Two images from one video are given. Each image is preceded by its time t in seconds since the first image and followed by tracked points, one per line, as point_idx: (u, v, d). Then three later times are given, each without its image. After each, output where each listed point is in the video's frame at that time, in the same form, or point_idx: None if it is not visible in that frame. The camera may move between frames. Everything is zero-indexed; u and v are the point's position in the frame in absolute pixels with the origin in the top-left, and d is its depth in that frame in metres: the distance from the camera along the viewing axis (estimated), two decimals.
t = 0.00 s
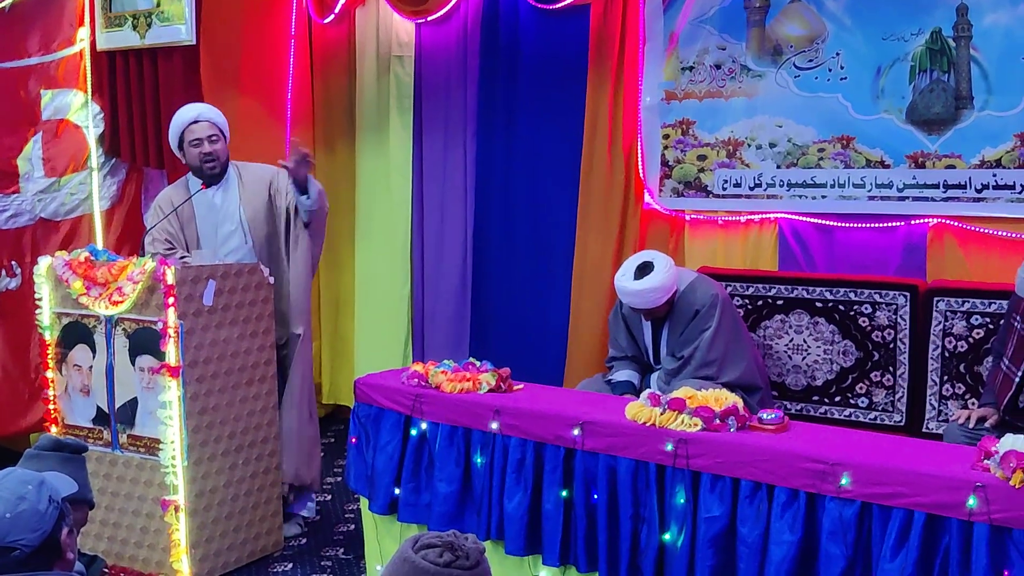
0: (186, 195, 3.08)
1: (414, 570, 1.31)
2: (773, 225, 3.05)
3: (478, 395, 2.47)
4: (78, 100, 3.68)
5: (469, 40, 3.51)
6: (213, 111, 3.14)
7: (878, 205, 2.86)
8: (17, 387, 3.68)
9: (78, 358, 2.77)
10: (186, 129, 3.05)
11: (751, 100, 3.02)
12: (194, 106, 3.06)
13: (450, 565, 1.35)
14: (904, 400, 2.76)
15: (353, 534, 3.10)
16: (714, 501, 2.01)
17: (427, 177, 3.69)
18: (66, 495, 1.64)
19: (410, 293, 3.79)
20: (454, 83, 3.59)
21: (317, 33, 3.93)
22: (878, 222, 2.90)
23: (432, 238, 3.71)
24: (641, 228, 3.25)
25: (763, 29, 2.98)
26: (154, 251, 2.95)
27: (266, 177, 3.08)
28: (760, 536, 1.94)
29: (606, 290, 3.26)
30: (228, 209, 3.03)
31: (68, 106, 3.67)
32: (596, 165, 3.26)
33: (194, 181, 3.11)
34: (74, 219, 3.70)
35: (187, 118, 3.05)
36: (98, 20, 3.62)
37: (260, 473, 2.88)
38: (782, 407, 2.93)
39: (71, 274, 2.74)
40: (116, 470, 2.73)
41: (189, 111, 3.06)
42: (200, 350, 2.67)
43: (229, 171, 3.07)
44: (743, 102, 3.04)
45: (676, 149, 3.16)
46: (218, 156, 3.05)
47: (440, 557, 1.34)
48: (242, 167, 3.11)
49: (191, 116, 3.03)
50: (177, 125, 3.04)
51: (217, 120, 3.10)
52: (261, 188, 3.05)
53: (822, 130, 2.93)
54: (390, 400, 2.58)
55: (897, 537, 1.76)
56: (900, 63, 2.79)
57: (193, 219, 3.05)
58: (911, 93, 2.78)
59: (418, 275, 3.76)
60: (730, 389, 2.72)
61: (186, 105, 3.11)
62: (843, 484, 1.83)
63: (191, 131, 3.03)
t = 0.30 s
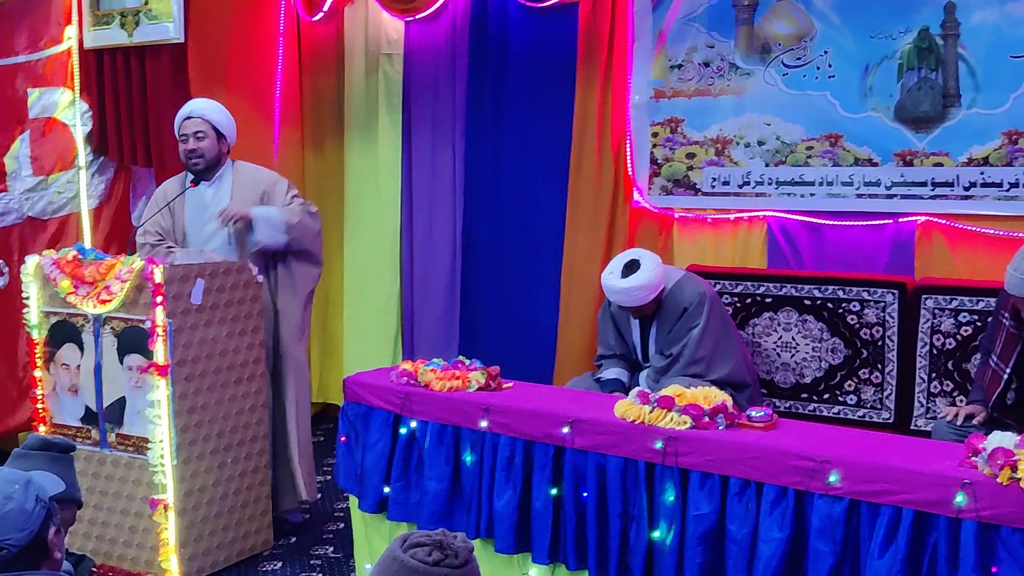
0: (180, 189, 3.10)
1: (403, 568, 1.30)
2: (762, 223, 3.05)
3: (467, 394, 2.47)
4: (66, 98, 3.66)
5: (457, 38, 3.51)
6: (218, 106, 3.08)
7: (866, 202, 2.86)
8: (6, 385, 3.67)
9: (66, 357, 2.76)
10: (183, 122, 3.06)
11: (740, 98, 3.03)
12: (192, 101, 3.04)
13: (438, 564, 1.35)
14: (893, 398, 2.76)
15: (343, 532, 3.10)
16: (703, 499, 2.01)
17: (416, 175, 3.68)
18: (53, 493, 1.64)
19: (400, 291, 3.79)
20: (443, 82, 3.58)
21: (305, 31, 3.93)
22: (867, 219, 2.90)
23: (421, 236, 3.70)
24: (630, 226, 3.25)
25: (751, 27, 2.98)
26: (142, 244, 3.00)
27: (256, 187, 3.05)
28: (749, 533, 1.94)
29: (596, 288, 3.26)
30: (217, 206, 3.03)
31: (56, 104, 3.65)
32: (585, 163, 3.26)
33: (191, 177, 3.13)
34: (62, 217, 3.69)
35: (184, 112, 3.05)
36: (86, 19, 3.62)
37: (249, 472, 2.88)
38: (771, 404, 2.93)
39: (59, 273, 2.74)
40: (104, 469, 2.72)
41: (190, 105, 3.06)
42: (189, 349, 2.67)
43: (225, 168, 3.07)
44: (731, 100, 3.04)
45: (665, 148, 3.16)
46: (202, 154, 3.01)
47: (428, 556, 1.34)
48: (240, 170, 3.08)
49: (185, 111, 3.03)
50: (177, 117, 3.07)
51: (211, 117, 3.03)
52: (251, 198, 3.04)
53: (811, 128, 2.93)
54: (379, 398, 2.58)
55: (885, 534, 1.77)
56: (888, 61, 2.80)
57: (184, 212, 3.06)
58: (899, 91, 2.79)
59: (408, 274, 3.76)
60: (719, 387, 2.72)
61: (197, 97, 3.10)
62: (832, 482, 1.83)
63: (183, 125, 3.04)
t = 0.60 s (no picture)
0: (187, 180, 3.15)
1: (395, 566, 1.29)
2: (754, 221, 3.06)
3: (460, 392, 2.47)
4: (58, 97, 3.67)
5: (450, 36, 3.51)
6: (227, 104, 3.09)
7: (857, 200, 2.87)
8: None
9: (58, 356, 2.76)
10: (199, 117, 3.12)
11: (732, 96, 3.03)
12: (201, 97, 3.08)
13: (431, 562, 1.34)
14: (884, 395, 2.77)
15: (336, 531, 3.11)
16: (694, 496, 2.02)
17: (409, 174, 3.68)
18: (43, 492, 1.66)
19: (393, 289, 3.79)
20: (436, 81, 3.58)
21: (297, 30, 3.93)
22: (858, 217, 2.92)
23: (414, 234, 3.70)
24: (622, 225, 3.25)
25: (742, 26, 2.99)
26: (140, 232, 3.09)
27: (241, 196, 3.02)
28: (740, 530, 1.95)
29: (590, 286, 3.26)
30: (211, 201, 3.04)
31: (48, 103, 3.64)
32: (577, 161, 3.27)
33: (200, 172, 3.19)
34: (55, 215, 3.69)
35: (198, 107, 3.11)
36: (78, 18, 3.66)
37: (242, 471, 2.88)
38: (763, 402, 2.94)
39: (51, 272, 2.73)
40: (97, 468, 2.72)
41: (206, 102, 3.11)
42: (181, 348, 2.67)
43: (226, 168, 3.08)
44: (723, 99, 3.05)
45: (657, 146, 3.17)
46: (199, 150, 3.04)
47: (421, 554, 1.33)
48: (234, 174, 3.07)
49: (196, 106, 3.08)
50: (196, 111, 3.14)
51: (214, 113, 3.05)
52: (234, 207, 3.01)
53: (802, 126, 2.94)
54: (372, 396, 2.59)
55: (875, 530, 1.78)
56: (879, 60, 2.81)
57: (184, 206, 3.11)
58: (890, 89, 2.80)
59: (400, 272, 3.76)
60: (711, 384, 2.74)
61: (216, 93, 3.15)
62: (823, 478, 1.84)
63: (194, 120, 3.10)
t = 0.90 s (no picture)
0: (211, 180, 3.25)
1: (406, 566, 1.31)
2: (766, 220, 3.04)
3: (472, 391, 2.47)
4: (69, 98, 3.70)
5: (461, 36, 3.50)
6: (247, 106, 3.15)
7: (870, 198, 2.86)
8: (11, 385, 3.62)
9: (71, 356, 2.77)
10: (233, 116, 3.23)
11: (743, 95, 3.02)
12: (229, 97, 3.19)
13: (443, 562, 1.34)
14: (898, 394, 2.76)
15: (349, 530, 3.11)
16: (708, 495, 2.01)
17: (421, 173, 3.66)
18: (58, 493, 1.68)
19: (404, 290, 3.77)
20: (448, 81, 3.57)
21: (310, 29, 3.85)
22: (871, 216, 2.89)
23: (426, 234, 3.68)
24: (635, 225, 3.25)
25: (754, 24, 2.98)
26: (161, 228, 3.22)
27: (244, 200, 3.05)
28: (753, 530, 1.94)
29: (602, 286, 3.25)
30: (222, 200, 3.11)
31: (61, 103, 3.68)
32: (590, 159, 3.27)
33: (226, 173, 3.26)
34: (67, 216, 3.70)
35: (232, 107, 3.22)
36: (90, 19, 3.74)
37: (254, 471, 2.89)
38: (776, 401, 2.93)
39: (64, 272, 2.75)
40: (110, 468, 2.73)
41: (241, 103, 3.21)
42: (193, 348, 2.67)
43: (241, 167, 3.14)
44: (735, 97, 3.04)
45: (669, 145, 3.16)
46: (214, 148, 3.14)
47: (432, 555, 1.33)
48: (246, 176, 3.10)
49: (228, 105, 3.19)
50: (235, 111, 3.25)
51: (229, 112, 3.13)
52: (237, 209, 3.05)
53: (814, 124, 2.93)
54: (384, 396, 2.59)
55: (889, 529, 1.77)
56: (892, 57, 2.80)
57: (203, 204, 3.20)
58: (903, 87, 2.79)
59: (412, 272, 3.75)
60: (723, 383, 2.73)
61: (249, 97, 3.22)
62: (836, 478, 1.83)
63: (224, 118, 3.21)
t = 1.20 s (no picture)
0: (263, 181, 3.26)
1: (461, 568, 1.28)
2: (814, 219, 3.02)
3: (518, 392, 2.48)
4: (122, 102, 3.76)
5: (508, 37, 3.50)
6: (286, 109, 3.12)
7: (920, 198, 2.84)
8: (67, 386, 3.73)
9: (124, 357, 2.81)
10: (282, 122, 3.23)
11: (790, 94, 3.01)
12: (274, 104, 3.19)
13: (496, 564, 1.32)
14: (949, 395, 2.74)
15: (396, 530, 3.15)
16: (755, 497, 2.01)
17: (466, 175, 3.67)
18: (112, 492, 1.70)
19: (450, 292, 3.79)
20: (493, 83, 3.56)
21: (357, 32, 3.88)
22: (921, 215, 2.87)
23: (472, 235, 3.68)
24: (682, 224, 3.22)
25: (802, 23, 2.97)
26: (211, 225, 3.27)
27: (284, 202, 3.04)
28: (802, 532, 1.94)
29: (646, 287, 3.25)
30: (267, 200, 3.10)
31: (112, 108, 3.74)
32: (636, 159, 3.24)
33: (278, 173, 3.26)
34: (120, 219, 3.78)
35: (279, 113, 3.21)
36: (141, 24, 3.80)
37: (303, 470, 2.92)
38: (825, 403, 2.90)
39: (117, 274, 2.78)
40: (162, 467, 2.76)
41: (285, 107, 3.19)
42: (244, 349, 2.70)
43: (287, 169, 3.13)
44: (782, 96, 3.02)
45: (715, 145, 3.15)
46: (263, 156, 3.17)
47: (483, 554, 1.31)
48: (292, 179, 3.08)
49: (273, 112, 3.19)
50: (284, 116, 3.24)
51: (270, 121, 3.13)
52: (277, 212, 3.05)
53: (863, 124, 2.91)
54: (431, 397, 2.59)
55: (940, 531, 1.77)
56: (942, 56, 2.78)
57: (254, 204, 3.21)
58: (953, 85, 2.77)
59: (458, 273, 3.74)
60: (773, 385, 2.71)
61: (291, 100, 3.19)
62: (886, 480, 1.84)
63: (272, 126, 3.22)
